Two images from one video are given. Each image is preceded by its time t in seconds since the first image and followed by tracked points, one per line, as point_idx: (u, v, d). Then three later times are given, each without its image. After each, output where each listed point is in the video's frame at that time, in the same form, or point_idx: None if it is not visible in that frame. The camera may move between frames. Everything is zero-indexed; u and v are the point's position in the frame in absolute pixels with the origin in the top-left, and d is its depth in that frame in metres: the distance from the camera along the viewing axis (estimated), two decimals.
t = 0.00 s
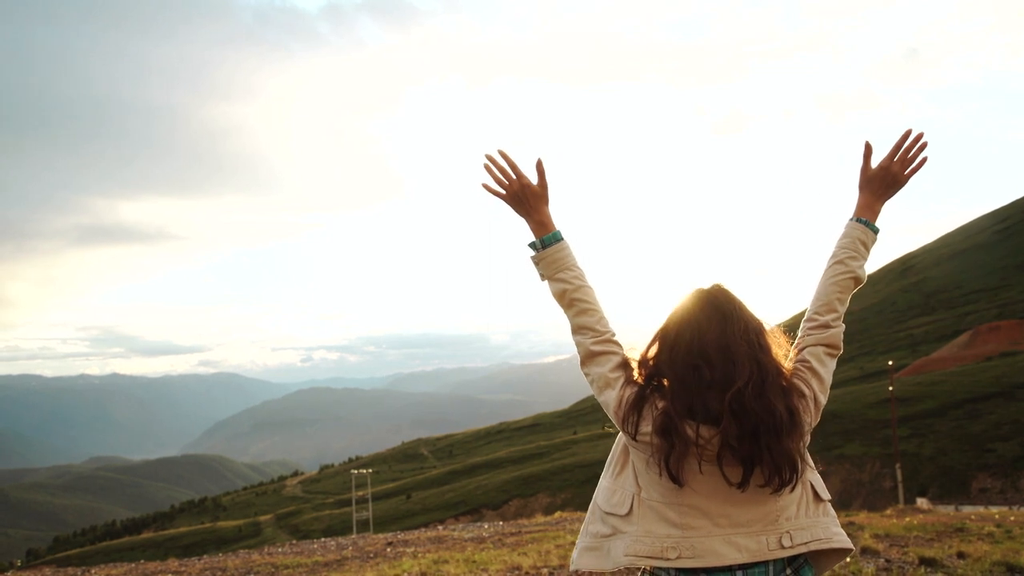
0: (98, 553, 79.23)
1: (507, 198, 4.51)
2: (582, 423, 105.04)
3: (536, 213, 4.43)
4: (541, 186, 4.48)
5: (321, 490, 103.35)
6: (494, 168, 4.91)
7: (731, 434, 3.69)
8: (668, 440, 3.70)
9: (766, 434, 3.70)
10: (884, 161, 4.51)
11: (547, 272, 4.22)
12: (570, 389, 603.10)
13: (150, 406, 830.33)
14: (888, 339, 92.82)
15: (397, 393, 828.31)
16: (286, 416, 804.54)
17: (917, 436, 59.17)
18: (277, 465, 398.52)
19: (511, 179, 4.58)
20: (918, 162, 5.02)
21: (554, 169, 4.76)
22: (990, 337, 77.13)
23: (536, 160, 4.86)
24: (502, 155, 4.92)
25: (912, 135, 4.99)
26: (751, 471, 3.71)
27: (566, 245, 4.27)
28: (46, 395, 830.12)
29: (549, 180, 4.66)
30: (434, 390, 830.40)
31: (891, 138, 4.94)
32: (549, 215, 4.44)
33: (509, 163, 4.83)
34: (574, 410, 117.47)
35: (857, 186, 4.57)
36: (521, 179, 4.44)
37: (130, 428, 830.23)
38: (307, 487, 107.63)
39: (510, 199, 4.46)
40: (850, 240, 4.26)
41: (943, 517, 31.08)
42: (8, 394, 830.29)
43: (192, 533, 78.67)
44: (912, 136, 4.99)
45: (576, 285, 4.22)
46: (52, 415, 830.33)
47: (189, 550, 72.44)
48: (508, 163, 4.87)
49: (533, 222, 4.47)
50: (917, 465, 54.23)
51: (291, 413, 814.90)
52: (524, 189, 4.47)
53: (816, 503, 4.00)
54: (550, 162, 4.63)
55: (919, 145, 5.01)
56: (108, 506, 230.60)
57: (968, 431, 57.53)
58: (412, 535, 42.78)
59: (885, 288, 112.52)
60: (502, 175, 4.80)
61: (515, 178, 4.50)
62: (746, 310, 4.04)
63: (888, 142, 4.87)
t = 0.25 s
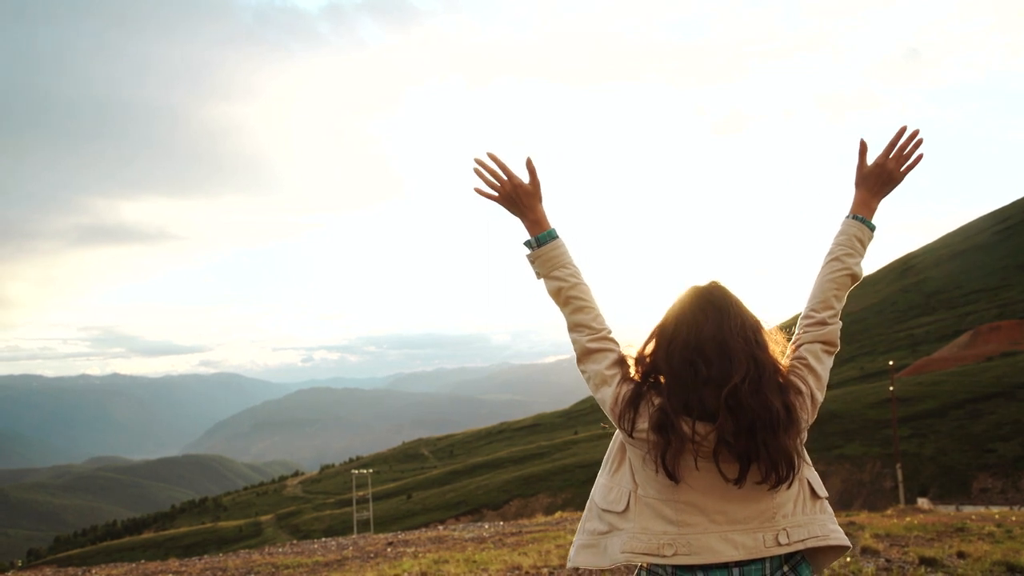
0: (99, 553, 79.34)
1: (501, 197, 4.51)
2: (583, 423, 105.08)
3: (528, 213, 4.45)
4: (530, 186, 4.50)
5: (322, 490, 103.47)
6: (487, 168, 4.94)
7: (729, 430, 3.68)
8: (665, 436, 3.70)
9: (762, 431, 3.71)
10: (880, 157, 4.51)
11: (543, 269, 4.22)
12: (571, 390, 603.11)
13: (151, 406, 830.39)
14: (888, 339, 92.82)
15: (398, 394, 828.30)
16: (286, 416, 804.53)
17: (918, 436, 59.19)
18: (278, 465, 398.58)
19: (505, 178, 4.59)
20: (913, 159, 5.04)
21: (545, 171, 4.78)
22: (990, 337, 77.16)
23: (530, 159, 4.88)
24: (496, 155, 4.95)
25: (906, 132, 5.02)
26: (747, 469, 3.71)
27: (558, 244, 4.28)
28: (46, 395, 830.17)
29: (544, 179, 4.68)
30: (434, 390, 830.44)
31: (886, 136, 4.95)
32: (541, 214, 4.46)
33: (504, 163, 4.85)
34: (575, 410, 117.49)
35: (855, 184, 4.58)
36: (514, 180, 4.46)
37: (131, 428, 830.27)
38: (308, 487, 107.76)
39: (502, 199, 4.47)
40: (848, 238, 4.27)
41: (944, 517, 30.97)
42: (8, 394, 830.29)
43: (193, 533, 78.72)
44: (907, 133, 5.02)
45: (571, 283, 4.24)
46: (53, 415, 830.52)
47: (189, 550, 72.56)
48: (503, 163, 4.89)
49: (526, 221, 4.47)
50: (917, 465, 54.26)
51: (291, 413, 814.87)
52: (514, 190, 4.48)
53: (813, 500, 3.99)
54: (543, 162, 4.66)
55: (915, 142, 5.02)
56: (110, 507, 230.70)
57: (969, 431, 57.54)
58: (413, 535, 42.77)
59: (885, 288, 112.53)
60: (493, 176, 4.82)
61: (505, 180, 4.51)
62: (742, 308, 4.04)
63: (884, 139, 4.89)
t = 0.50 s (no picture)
0: (100, 553, 79.37)
1: (497, 192, 4.51)
2: (584, 423, 105.08)
3: (526, 209, 4.45)
4: (527, 182, 4.50)
5: (323, 490, 103.52)
6: (484, 163, 4.95)
7: (723, 427, 3.69)
8: (661, 433, 3.70)
9: (759, 426, 3.70)
10: (874, 152, 4.51)
11: (539, 265, 4.23)
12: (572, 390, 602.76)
13: (151, 406, 830.45)
14: (889, 339, 92.77)
15: (399, 394, 828.23)
16: (287, 416, 804.51)
17: (919, 436, 59.17)
18: (279, 466, 398.65)
19: (502, 174, 4.59)
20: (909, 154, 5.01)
21: (541, 166, 4.78)
22: (992, 337, 77.11)
23: (526, 155, 4.89)
24: (493, 151, 4.95)
25: (901, 128, 5.01)
26: (744, 465, 3.71)
27: (555, 240, 4.29)
28: (47, 395, 830.13)
29: (540, 174, 4.68)
30: (435, 390, 830.45)
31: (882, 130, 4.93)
32: (538, 210, 4.46)
33: (501, 159, 4.86)
34: (576, 410, 117.47)
35: (851, 179, 4.57)
36: (511, 175, 4.45)
37: (132, 428, 830.28)
38: (309, 487, 107.81)
39: (500, 194, 4.46)
40: (844, 233, 4.26)
41: (946, 517, 30.85)
42: (9, 394, 830.29)
43: (194, 533, 78.73)
44: (902, 128, 5.01)
45: (567, 280, 4.24)
46: (53, 415, 830.52)
47: (190, 550, 72.59)
48: (499, 158, 4.90)
49: (522, 219, 4.47)
50: (919, 465, 54.23)
51: (292, 413, 814.78)
52: (511, 187, 4.48)
53: (810, 497, 3.99)
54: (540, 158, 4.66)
55: (910, 137, 5.00)
56: (111, 507, 230.70)
57: (970, 431, 57.53)
58: (414, 535, 42.76)
59: (886, 288, 112.48)
60: (489, 173, 4.82)
61: (502, 176, 4.50)
62: (739, 307, 4.02)
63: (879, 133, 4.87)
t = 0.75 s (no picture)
0: (101, 553, 79.39)
1: (496, 193, 4.51)
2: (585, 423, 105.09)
3: (524, 207, 4.45)
4: (525, 181, 4.50)
5: (324, 490, 103.56)
6: (481, 163, 4.94)
7: (720, 426, 3.68)
8: (656, 431, 3.70)
9: (753, 425, 3.71)
10: (867, 150, 4.51)
11: (536, 264, 4.23)
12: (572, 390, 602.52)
13: (152, 406, 830.54)
14: (890, 339, 92.76)
15: (400, 394, 828.29)
16: (288, 416, 804.78)
17: (920, 437, 59.17)
18: (280, 466, 398.96)
19: (499, 174, 4.58)
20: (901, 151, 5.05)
21: (538, 165, 4.78)
22: (993, 337, 77.10)
23: (524, 155, 4.88)
24: (490, 149, 4.92)
25: (895, 125, 5.01)
26: (738, 463, 3.71)
27: (552, 238, 4.28)
28: (48, 396, 830.16)
29: (536, 174, 4.66)
30: (436, 390, 830.41)
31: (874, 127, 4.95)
32: (535, 209, 4.46)
33: (499, 159, 4.85)
34: (576, 410, 117.48)
35: (845, 177, 4.58)
36: (508, 174, 4.45)
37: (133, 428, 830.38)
38: (310, 487, 107.84)
39: (496, 195, 4.47)
40: (838, 230, 4.26)
41: (947, 518, 30.80)
42: (9, 394, 830.41)
43: (195, 534, 78.73)
44: (896, 126, 5.01)
45: (564, 278, 4.23)
46: (54, 415, 830.63)
47: (191, 550, 72.62)
48: (495, 159, 4.88)
49: (520, 216, 4.47)
50: (920, 465, 54.23)
51: (293, 413, 814.83)
52: (508, 185, 4.47)
53: (806, 495, 3.99)
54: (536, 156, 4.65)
55: (903, 134, 5.02)
56: (112, 507, 230.76)
57: (972, 432, 57.53)
58: (415, 535, 42.73)
59: (887, 288, 112.47)
60: (486, 172, 4.83)
61: (498, 175, 4.50)
62: (737, 310, 3.99)
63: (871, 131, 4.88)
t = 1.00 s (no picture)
0: (103, 553, 79.37)
1: (495, 189, 4.50)
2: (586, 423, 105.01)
3: (522, 204, 4.44)
4: (523, 178, 4.48)
5: (325, 490, 103.55)
6: (480, 161, 4.93)
7: (716, 424, 3.68)
8: (653, 428, 3.70)
9: (750, 423, 3.70)
10: (864, 146, 4.51)
11: (535, 260, 4.22)
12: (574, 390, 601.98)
13: (153, 405, 830.47)
14: (892, 339, 92.66)
15: (401, 393, 828.20)
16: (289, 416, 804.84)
17: (922, 436, 59.13)
18: (282, 466, 398.91)
19: (498, 171, 4.57)
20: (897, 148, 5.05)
21: (536, 162, 4.78)
22: (995, 337, 77.00)
23: (523, 152, 4.86)
24: (490, 146, 4.91)
25: (891, 122, 5.01)
26: (736, 461, 3.70)
27: (550, 235, 4.28)
28: (49, 396, 830.11)
29: (534, 170, 4.65)
30: (437, 390, 830.31)
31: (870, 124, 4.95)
32: (534, 206, 4.45)
33: (499, 155, 4.83)
34: (578, 409, 117.44)
35: (841, 174, 4.58)
36: (508, 170, 4.43)
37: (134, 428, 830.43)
38: (311, 487, 107.84)
39: (496, 191, 4.45)
40: (835, 227, 4.25)
41: (948, 517, 30.61)
42: (10, 394, 830.42)
43: (196, 533, 78.71)
44: (893, 122, 5.01)
45: (563, 275, 4.23)
46: (55, 415, 830.54)
47: (193, 550, 72.63)
48: (494, 157, 4.86)
49: (518, 213, 4.46)
50: (922, 465, 54.19)
51: (294, 413, 814.79)
52: (507, 183, 4.47)
53: (803, 493, 3.98)
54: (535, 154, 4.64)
55: (899, 131, 5.02)
56: (114, 506, 230.69)
57: (973, 431, 57.48)
58: (416, 535, 42.65)
59: (889, 288, 112.37)
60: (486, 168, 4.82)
61: (498, 172, 4.49)
62: (736, 309, 3.97)
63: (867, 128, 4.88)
